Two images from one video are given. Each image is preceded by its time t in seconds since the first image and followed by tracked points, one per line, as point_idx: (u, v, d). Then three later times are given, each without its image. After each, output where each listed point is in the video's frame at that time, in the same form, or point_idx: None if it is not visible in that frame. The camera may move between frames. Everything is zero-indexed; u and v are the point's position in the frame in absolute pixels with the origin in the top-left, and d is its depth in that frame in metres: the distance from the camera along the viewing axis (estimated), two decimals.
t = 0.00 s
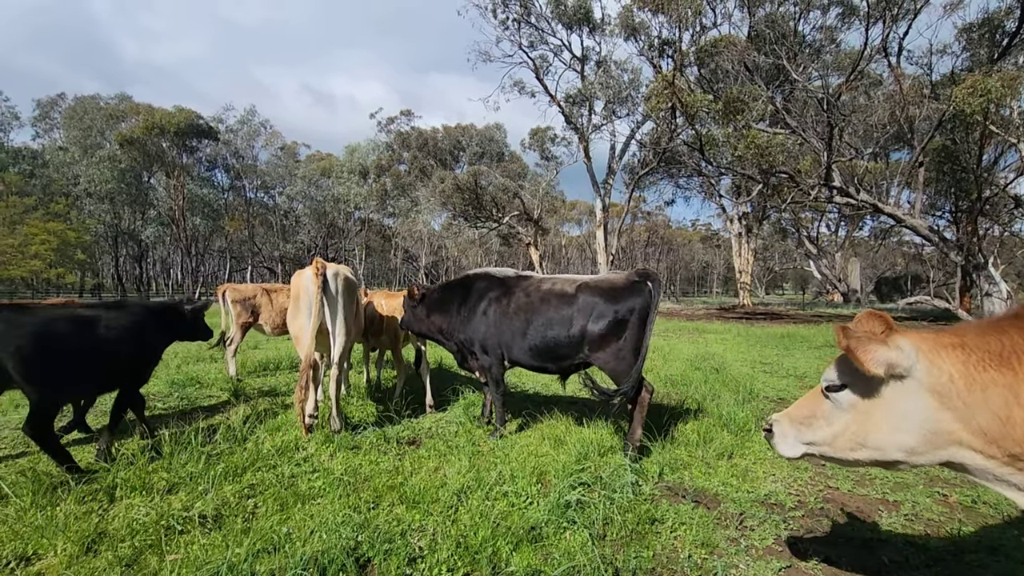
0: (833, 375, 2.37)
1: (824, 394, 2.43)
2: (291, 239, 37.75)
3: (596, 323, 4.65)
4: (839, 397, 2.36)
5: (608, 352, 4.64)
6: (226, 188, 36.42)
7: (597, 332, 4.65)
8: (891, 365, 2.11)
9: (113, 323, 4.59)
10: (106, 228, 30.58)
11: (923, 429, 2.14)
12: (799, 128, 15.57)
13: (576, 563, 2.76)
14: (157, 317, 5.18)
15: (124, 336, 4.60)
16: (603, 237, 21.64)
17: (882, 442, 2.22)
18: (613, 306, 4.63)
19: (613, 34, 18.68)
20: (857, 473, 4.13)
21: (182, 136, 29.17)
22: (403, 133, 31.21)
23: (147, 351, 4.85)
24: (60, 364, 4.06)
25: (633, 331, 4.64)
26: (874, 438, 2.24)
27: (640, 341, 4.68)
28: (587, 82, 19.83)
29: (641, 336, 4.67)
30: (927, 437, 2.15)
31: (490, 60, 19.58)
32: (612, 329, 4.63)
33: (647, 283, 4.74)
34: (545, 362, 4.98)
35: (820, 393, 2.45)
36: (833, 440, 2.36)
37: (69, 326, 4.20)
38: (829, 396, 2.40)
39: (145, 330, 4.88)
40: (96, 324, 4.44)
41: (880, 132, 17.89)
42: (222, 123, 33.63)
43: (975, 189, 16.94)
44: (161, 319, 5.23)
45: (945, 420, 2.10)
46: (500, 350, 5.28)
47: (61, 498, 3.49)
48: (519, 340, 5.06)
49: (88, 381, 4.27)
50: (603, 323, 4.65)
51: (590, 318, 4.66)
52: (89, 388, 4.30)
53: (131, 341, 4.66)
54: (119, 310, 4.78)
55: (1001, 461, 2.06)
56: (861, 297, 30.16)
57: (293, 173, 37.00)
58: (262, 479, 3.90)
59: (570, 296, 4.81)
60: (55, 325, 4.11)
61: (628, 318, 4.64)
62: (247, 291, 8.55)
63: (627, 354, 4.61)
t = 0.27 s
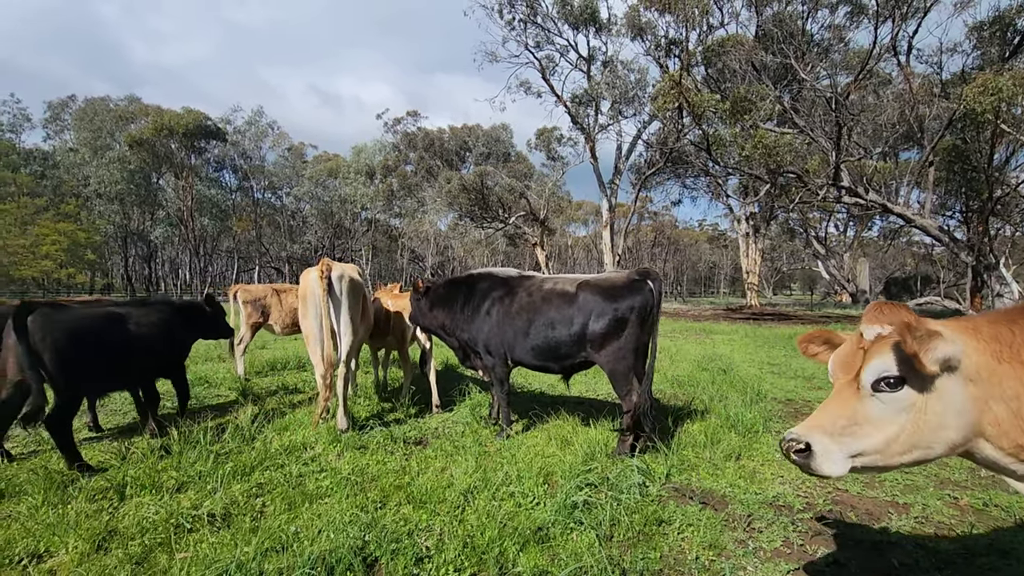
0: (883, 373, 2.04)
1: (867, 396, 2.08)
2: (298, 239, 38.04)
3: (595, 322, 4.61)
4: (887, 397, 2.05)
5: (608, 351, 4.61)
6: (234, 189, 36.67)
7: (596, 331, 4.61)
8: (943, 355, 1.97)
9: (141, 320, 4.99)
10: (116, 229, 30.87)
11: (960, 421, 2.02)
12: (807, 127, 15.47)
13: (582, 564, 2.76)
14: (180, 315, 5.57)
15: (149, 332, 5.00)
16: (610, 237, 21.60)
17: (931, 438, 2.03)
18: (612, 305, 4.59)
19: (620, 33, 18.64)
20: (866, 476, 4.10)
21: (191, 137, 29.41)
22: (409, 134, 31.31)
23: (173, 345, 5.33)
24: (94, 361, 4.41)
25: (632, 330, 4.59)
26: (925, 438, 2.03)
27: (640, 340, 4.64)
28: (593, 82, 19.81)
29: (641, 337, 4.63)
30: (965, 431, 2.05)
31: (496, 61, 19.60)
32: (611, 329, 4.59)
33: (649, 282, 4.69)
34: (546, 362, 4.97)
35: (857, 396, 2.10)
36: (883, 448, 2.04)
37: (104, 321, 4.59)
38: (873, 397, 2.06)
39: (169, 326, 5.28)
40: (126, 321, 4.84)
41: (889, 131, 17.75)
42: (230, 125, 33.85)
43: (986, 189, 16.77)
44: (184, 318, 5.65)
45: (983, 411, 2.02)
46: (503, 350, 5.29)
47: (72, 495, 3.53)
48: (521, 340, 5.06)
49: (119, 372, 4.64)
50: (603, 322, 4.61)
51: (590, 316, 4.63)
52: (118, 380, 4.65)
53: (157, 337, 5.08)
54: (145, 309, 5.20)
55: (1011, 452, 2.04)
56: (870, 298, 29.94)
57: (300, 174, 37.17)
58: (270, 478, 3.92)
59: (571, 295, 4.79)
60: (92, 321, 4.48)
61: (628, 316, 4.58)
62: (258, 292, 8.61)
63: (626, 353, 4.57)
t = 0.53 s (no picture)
0: (935, 375, 1.88)
1: (916, 400, 1.93)
2: (312, 241, 38.41)
3: (610, 321, 4.59)
4: (939, 400, 1.90)
5: (623, 350, 4.58)
6: (249, 191, 37.13)
7: (610, 329, 4.60)
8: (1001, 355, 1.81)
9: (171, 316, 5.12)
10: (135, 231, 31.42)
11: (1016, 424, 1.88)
12: (824, 125, 15.25)
13: (598, 565, 2.75)
14: (209, 312, 5.70)
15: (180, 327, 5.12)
16: (623, 238, 21.52)
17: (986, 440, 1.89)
18: (625, 303, 4.57)
19: (633, 33, 18.56)
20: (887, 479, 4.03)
21: (208, 140, 29.85)
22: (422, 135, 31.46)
23: (204, 341, 5.46)
24: (129, 357, 4.52)
25: (646, 329, 4.55)
26: (980, 442, 1.90)
27: (655, 340, 4.61)
28: (606, 82, 19.75)
29: (656, 336, 4.60)
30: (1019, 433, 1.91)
31: (508, 62, 19.62)
32: (625, 328, 4.57)
33: (662, 281, 4.66)
34: (559, 362, 4.95)
35: (904, 400, 1.95)
36: (934, 455, 1.90)
37: (138, 315, 4.72)
38: (925, 401, 1.91)
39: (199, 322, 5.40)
40: (157, 316, 4.96)
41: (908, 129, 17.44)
42: (246, 128, 34.30)
43: (1009, 187, 16.41)
44: (213, 316, 5.77)
45: None
46: (516, 351, 5.29)
47: (96, 492, 3.60)
48: (534, 340, 5.05)
49: (152, 365, 4.76)
50: (617, 321, 4.59)
51: (603, 315, 4.61)
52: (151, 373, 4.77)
53: (188, 333, 5.19)
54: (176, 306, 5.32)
55: None
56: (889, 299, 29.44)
57: (314, 176, 37.51)
58: (287, 477, 3.96)
59: (584, 294, 4.78)
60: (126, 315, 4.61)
61: (641, 315, 4.55)
62: (281, 294, 8.76)
63: (641, 353, 4.53)
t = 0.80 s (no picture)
0: (992, 379, 1.81)
1: (973, 406, 1.86)
2: (338, 243, 39.01)
3: (637, 321, 4.56)
4: (997, 405, 1.84)
5: (651, 350, 4.54)
6: (278, 194, 37.89)
7: (638, 329, 4.56)
8: None
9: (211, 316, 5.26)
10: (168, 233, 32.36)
11: None
12: (856, 121, 14.82)
13: (626, 566, 2.73)
14: (248, 312, 5.84)
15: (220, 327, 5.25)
16: (647, 238, 21.28)
17: None
18: (653, 303, 4.53)
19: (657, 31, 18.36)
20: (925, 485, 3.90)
21: (238, 145, 30.58)
22: (446, 137, 31.62)
23: (242, 341, 5.54)
24: (166, 354, 4.66)
25: (674, 329, 4.50)
26: None
27: (683, 340, 4.55)
28: (630, 81, 19.56)
29: (684, 336, 4.55)
30: None
31: (531, 62, 19.59)
32: (653, 327, 4.53)
33: (691, 281, 4.61)
34: (585, 363, 4.93)
35: (956, 406, 1.89)
36: (991, 464, 1.85)
37: (176, 315, 4.85)
38: (980, 406, 1.85)
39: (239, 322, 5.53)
40: (197, 316, 5.11)
41: (946, 123, 16.84)
42: (274, 132, 35.03)
43: None
44: (253, 315, 5.91)
45: None
46: (542, 351, 5.28)
47: (135, 486, 3.72)
48: (559, 341, 5.04)
49: (190, 365, 4.91)
50: (645, 321, 4.55)
51: (631, 315, 4.58)
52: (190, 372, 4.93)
53: (226, 333, 5.32)
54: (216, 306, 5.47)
55: None
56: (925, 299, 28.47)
57: (340, 179, 38.07)
58: (317, 474, 4.04)
59: (610, 294, 4.76)
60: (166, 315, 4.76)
61: (669, 315, 4.51)
62: (324, 296, 8.99)
63: (669, 353, 4.48)
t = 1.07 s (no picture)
0: None
1: None
2: (385, 243, 39.93)
3: (689, 319, 4.45)
4: None
5: (703, 350, 4.43)
6: (328, 196, 39.13)
7: (689, 328, 4.46)
8: None
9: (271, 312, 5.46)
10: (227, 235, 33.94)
11: None
12: (922, 110, 13.98)
13: (678, 569, 2.69)
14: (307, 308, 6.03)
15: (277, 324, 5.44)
16: (695, 236, 20.76)
17: None
18: (705, 302, 4.42)
19: (705, 23, 17.88)
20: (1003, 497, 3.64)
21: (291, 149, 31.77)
22: (489, 137, 31.79)
23: (299, 338, 5.70)
24: (227, 348, 4.89)
25: (728, 329, 4.38)
26: None
27: (737, 340, 4.42)
28: (677, 75, 19.12)
29: (738, 336, 4.41)
30: None
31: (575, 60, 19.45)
32: (706, 327, 4.42)
33: (745, 279, 4.47)
34: (634, 362, 4.87)
35: None
36: None
37: (238, 312, 5.07)
38: None
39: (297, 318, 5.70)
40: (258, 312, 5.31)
41: None
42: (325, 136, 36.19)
43: None
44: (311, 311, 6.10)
45: None
46: (588, 351, 5.25)
47: (201, 473, 3.93)
48: (607, 340, 5.00)
49: (246, 359, 5.11)
50: (697, 320, 4.44)
51: (682, 313, 4.48)
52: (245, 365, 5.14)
53: (284, 328, 5.51)
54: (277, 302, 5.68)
55: None
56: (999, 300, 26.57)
57: (387, 180, 38.94)
58: (368, 467, 4.15)
59: (660, 292, 4.67)
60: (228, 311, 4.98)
61: (722, 314, 4.38)
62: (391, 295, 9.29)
63: (722, 353, 4.36)
